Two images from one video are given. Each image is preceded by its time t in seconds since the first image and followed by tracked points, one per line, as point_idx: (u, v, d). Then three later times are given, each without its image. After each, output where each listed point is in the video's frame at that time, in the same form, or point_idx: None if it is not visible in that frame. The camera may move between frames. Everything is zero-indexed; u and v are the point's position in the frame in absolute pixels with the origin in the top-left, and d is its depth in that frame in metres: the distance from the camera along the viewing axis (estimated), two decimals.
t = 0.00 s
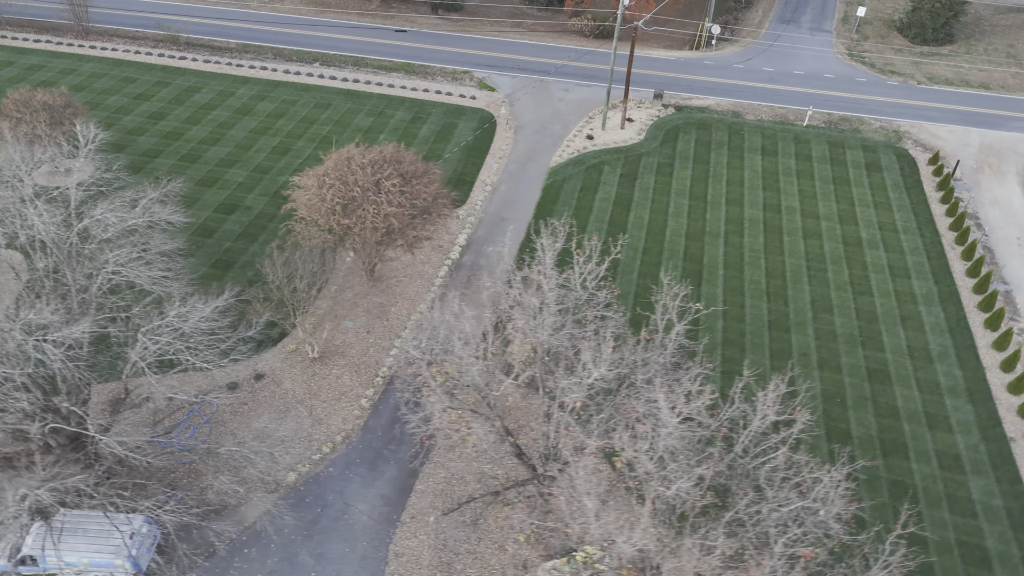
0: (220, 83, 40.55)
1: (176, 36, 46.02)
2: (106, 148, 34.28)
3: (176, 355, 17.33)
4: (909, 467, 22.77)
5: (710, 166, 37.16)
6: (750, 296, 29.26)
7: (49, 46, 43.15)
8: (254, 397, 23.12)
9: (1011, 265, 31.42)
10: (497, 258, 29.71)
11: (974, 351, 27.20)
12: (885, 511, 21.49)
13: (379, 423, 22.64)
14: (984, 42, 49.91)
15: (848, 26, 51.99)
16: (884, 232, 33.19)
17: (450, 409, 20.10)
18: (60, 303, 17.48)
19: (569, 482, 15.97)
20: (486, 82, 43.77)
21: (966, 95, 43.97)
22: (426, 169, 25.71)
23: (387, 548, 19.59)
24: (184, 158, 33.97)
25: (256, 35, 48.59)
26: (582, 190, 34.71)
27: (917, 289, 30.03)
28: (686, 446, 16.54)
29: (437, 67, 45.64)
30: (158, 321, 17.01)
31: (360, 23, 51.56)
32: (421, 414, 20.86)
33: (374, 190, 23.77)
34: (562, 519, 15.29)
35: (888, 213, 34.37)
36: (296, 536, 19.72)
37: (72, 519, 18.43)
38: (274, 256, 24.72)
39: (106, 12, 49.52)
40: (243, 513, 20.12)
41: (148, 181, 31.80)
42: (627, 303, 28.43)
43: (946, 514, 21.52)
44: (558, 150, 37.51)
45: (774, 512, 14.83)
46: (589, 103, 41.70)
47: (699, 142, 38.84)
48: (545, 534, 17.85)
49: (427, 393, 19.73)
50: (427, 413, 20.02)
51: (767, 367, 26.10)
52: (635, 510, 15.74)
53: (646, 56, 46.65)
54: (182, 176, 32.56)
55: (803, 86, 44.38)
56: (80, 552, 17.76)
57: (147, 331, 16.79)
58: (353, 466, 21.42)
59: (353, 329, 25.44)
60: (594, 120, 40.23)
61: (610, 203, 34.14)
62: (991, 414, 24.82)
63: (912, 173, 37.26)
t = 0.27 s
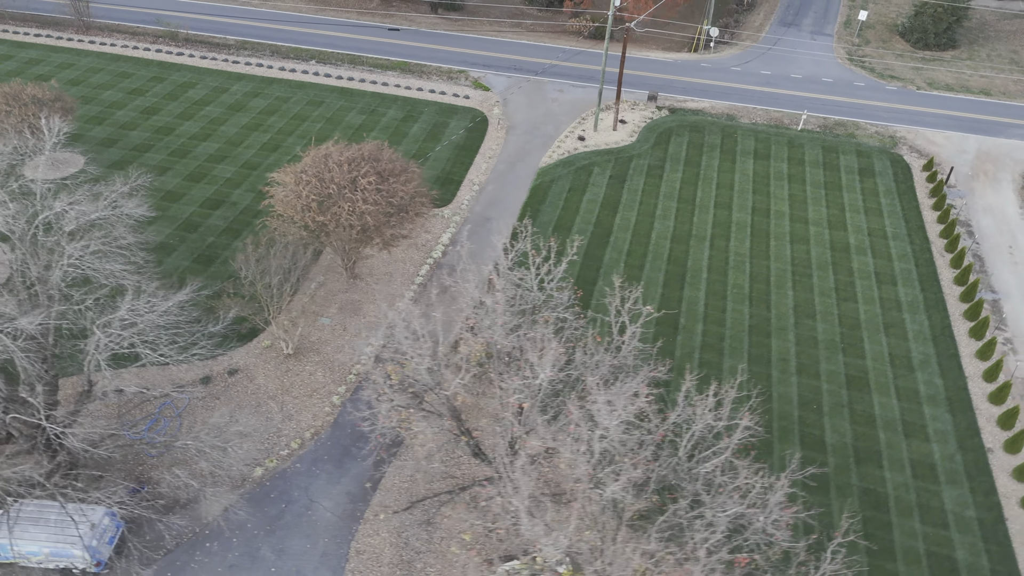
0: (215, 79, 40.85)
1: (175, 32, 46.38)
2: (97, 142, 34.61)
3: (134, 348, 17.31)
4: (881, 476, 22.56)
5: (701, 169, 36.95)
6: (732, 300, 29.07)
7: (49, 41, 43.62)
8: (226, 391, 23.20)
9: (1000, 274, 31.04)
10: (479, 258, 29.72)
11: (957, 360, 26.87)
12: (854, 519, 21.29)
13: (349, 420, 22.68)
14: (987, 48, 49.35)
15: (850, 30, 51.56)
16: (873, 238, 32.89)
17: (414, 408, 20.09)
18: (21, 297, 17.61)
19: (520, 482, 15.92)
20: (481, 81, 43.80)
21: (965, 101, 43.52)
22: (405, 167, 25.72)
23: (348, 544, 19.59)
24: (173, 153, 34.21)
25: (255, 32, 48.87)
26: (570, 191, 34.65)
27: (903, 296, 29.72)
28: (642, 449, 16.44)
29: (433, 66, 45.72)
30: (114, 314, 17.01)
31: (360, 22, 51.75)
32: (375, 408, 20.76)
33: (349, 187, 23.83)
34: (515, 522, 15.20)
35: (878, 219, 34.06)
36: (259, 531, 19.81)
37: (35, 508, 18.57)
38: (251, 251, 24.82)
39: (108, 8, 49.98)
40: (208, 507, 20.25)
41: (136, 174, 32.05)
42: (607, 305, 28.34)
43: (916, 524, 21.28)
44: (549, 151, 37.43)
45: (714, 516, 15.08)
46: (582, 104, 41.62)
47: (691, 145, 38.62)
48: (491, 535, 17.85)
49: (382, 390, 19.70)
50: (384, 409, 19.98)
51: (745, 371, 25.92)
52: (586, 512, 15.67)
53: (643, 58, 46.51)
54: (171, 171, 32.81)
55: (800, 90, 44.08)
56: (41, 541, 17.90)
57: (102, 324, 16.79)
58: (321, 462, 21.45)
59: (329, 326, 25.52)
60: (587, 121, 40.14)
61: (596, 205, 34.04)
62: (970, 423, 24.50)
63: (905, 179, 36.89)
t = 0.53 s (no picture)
0: (216, 75, 41.21)
1: (180, 27, 46.84)
2: (96, 135, 35.04)
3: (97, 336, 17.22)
4: (859, 485, 22.32)
5: (697, 172, 36.72)
6: (719, 305, 28.86)
7: (56, 34, 44.19)
8: (205, 384, 23.37)
9: (994, 284, 30.60)
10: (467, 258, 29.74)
11: (945, 370, 26.50)
12: (828, 528, 21.08)
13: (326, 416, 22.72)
14: (996, 55, 48.69)
15: (857, 35, 51.07)
16: (867, 246, 32.54)
17: (385, 405, 20.13)
18: None
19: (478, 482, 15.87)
20: (481, 81, 43.83)
21: (970, 109, 42.97)
22: (391, 165, 25.80)
23: (317, 539, 19.62)
24: (170, 147, 34.55)
25: (260, 29, 49.22)
26: (563, 192, 34.57)
27: (894, 304, 29.37)
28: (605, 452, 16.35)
29: (435, 65, 45.81)
30: (78, 303, 17.05)
31: (365, 20, 51.97)
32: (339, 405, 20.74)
33: (332, 184, 23.94)
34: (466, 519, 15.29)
35: (873, 227, 33.69)
36: (228, 523, 19.91)
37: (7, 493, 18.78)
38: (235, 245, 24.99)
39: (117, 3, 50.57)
40: (181, 499, 20.42)
41: (132, 169, 32.46)
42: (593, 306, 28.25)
43: (891, 535, 21.03)
44: (544, 151, 37.35)
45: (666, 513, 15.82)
46: (581, 105, 41.51)
47: (688, 148, 38.38)
48: (441, 537, 17.80)
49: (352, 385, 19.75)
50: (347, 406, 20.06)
51: (727, 376, 25.73)
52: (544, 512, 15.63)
53: (645, 60, 46.34)
54: (166, 165, 33.13)
55: (802, 94, 43.72)
56: (11, 527, 18.11)
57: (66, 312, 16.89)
58: (294, 457, 21.51)
59: (312, 322, 25.60)
60: (584, 122, 40.03)
61: (588, 206, 33.95)
62: (954, 434, 24.16)
63: (904, 187, 36.47)
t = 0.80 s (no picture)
0: (224, 69, 41.72)
1: (193, 21, 47.46)
2: (102, 126, 35.62)
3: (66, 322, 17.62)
4: (836, 497, 22.03)
5: (696, 176, 36.44)
6: (708, 310, 28.62)
7: (71, 26, 45.00)
8: (188, 373, 23.62)
9: (993, 298, 30.02)
10: (457, 256, 29.80)
11: (935, 384, 26.04)
12: (800, 540, 20.84)
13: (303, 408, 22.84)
14: (1014, 65, 47.77)
15: (872, 42, 50.38)
16: (865, 255, 32.08)
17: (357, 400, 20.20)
18: None
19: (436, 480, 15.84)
20: (486, 80, 43.89)
21: (982, 119, 42.21)
22: (380, 160, 25.93)
23: (284, 531, 19.73)
24: (172, 139, 35.01)
25: (272, 24, 49.72)
26: (560, 193, 34.48)
27: (888, 315, 28.92)
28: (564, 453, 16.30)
29: (442, 63, 45.96)
30: (45, 290, 17.45)
31: (376, 18, 52.28)
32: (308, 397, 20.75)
33: (318, 179, 24.09)
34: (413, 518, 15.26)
35: (873, 236, 33.20)
36: (199, 511, 20.10)
37: None
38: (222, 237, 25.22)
39: None
40: (155, 485, 20.68)
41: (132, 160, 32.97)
42: (580, 308, 28.15)
43: (865, 549, 20.74)
44: (544, 152, 37.26)
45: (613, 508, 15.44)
46: (585, 107, 41.39)
47: (690, 152, 38.07)
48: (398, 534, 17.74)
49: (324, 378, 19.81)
50: (309, 398, 20.00)
51: (711, 383, 25.49)
52: (499, 512, 15.61)
53: (653, 63, 46.11)
54: (166, 157, 33.58)
55: (811, 101, 43.22)
56: None
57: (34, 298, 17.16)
58: (269, 448, 21.64)
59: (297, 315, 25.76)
60: (587, 124, 39.90)
61: (584, 208, 33.84)
62: (939, 449, 23.74)
63: (908, 196, 35.90)
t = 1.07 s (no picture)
0: (232, 64, 42.24)
1: (206, 16, 48.05)
2: (108, 118, 36.18)
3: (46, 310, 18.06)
4: (816, 508, 21.80)
5: (697, 180, 36.15)
6: (699, 315, 28.39)
7: (86, 19, 45.72)
8: (174, 363, 23.86)
9: (992, 311, 29.50)
10: (450, 254, 29.88)
11: (926, 396, 25.63)
12: (775, 550, 20.63)
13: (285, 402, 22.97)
14: None
15: (886, 48, 49.74)
16: (864, 264, 31.64)
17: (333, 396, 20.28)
18: None
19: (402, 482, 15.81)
20: (492, 80, 43.94)
21: (994, 129, 41.53)
22: (370, 157, 26.04)
23: (257, 522, 19.88)
24: (176, 132, 35.46)
25: (283, 20, 50.14)
26: (558, 194, 34.40)
27: (883, 325, 28.51)
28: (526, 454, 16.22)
29: (449, 62, 46.07)
30: (20, 278, 17.75)
31: (387, 16, 52.52)
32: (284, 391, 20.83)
33: (307, 174, 24.25)
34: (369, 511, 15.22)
35: (872, 245, 32.76)
36: (175, 500, 20.32)
37: None
38: (212, 229, 25.45)
39: None
40: (134, 473, 20.94)
41: (135, 153, 33.52)
42: (569, 310, 28.05)
43: (841, 561, 20.50)
44: (544, 153, 37.18)
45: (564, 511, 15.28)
46: (589, 109, 41.26)
47: (692, 156, 37.76)
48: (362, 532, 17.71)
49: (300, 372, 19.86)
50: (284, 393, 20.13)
51: (696, 388, 25.29)
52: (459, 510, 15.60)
53: (661, 66, 45.90)
54: (169, 150, 34.02)
55: (819, 107, 42.75)
56: None
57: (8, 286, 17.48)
58: (248, 440, 21.80)
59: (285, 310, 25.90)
60: (589, 125, 39.78)
61: (581, 209, 33.73)
62: (925, 462, 23.37)
63: (912, 205, 35.38)
